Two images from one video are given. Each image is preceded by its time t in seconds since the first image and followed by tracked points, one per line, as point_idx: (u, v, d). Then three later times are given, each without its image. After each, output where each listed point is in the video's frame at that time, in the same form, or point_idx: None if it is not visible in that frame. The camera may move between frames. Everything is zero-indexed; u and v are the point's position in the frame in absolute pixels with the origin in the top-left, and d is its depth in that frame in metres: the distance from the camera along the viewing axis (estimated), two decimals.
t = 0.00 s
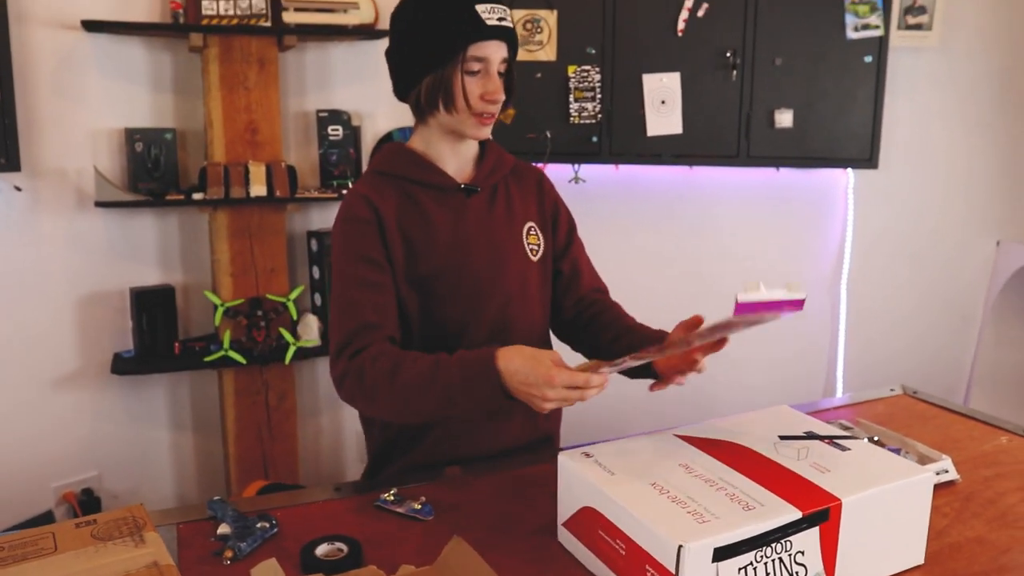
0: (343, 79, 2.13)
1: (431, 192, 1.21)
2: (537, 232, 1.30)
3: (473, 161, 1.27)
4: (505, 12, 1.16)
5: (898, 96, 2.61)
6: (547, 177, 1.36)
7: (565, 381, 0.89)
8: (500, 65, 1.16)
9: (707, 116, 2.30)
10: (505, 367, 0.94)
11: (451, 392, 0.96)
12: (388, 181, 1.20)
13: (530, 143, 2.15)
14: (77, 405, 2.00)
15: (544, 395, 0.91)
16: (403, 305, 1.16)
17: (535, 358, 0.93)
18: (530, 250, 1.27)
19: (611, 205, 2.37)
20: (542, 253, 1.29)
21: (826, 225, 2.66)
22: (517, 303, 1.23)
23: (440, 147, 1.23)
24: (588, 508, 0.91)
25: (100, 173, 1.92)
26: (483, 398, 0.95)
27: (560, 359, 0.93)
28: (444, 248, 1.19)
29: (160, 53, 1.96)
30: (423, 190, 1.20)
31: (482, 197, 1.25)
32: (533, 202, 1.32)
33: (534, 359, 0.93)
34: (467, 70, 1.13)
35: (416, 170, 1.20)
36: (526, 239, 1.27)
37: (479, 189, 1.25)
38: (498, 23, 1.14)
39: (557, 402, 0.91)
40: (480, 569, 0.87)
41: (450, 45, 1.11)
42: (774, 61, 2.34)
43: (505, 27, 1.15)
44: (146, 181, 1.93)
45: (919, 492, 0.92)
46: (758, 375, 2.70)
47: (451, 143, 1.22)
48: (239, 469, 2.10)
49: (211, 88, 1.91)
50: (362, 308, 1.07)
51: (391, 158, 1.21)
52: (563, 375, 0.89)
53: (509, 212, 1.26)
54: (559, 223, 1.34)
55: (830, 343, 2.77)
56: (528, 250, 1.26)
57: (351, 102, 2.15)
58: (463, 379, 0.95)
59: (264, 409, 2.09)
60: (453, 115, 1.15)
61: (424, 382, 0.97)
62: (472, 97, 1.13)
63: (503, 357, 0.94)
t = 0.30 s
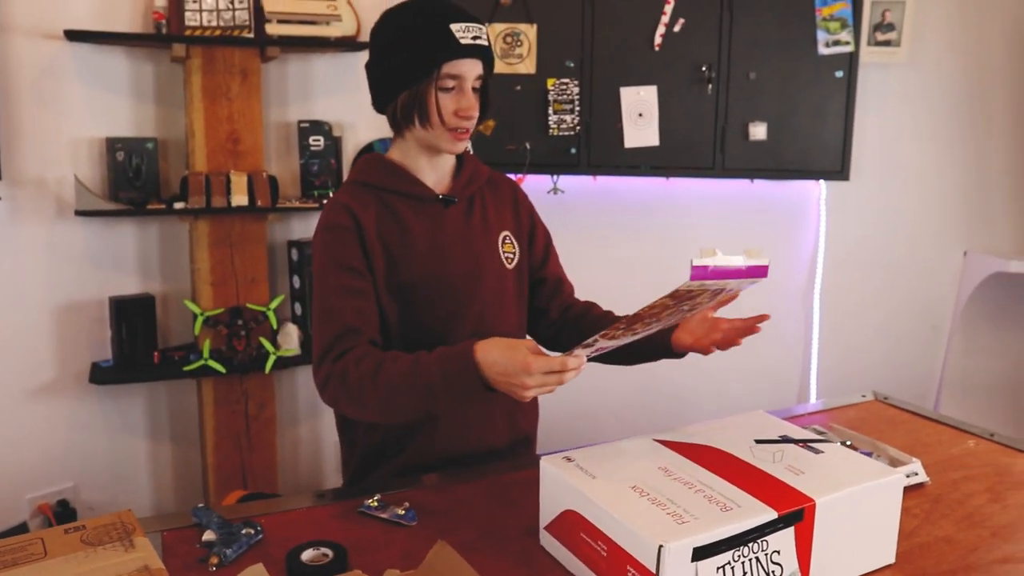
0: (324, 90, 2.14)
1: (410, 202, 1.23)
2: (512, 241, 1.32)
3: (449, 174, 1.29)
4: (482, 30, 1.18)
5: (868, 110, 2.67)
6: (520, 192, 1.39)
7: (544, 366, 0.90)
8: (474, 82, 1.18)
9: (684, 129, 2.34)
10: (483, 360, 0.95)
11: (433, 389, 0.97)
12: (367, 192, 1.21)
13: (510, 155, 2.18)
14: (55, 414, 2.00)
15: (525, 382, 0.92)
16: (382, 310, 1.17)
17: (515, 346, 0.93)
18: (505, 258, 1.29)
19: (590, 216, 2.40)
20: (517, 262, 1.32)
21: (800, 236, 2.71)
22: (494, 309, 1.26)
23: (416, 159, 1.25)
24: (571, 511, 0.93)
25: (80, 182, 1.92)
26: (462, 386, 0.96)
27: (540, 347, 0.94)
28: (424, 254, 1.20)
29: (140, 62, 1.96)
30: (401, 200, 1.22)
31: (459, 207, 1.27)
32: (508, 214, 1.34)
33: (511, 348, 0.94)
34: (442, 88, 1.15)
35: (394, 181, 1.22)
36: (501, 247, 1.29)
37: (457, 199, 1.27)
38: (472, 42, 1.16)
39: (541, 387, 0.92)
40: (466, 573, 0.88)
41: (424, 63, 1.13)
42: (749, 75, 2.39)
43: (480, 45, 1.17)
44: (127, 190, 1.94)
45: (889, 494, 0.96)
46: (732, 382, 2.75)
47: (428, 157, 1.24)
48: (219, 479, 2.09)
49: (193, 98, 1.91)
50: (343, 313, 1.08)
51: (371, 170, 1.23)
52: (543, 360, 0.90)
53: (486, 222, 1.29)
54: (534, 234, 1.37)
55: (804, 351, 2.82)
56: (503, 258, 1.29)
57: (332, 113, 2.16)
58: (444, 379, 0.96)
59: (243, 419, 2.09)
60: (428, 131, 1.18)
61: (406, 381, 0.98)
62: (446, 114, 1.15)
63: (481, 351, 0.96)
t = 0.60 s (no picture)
0: (309, 96, 2.15)
1: (390, 208, 1.24)
2: (494, 252, 1.32)
3: (434, 182, 1.30)
4: (468, 39, 1.19)
5: (847, 122, 2.71)
6: (508, 205, 1.39)
7: (508, 364, 0.90)
8: (461, 91, 1.19)
9: (667, 139, 2.36)
10: (449, 359, 0.95)
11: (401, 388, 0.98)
12: (348, 197, 1.23)
13: (495, 163, 2.20)
14: (35, 420, 1.98)
15: (492, 380, 0.93)
16: (358, 313, 1.18)
17: (480, 344, 0.94)
18: (485, 268, 1.30)
19: (572, 224, 2.44)
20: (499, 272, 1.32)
21: (781, 245, 2.74)
22: (472, 318, 1.26)
23: (401, 168, 1.26)
24: (553, 514, 0.94)
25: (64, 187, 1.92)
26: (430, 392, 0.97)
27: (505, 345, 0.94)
28: (402, 261, 1.21)
29: (125, 66, 1.96)
30: (381, 205, 1.23)
31: (440, 216, 1.28)
32: (492, 225, 1.35)
33: (476, 345, 0.94)
34: (428, 96, 1.17)
35: (376, 187, 1.23)
36: (482, 257, 1.30)
37: (438, 208, 1.28)
38: (458, 51, 1.17)
39: (507, 385, 0.92)
40: None
41: (410, 73, 1.15)
42: (731, 86, 2.41)
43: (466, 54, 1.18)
44: (111, 196, 1.93)
45: (867, 498, 0.97)
46: (713, 389, 2.77)
47: (414, 165, 1.26)
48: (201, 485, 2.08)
49: (178, 103, 1.91)
50: (318, 313, 1.10)
51: (354, 175, 1.25)
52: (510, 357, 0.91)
53: (466, 231, 1.29)
54: (517, 247, 1.37)
55: (784, 359, 2.85)
56: (483, 268, 1.29)
57: (317, 119, 2.17)
58: (411, 378, 0.97)
59: (226, 425, 2.09)
60: (414, 139, 1.19)
61: (375, 381, 1.00)
62: (431, 123, 1.17)
63: (447, 350, 0.96)
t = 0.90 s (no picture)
0: (300, 100, 2.15)
1: (380, 213, 1.24)
2: (488, 261, 1.32)
3: (430, 190, 1.30)
4: (458, 51, 1.18)
5: (836, 126, 2.72)
6: (508, 213, 1.38)
7: (464, 378, 0.90)
8: (451, 104, 1.18)
9: (658, 143, 2.37)
10: (409, 368, 0.96)
11: (365, 393, 0.99)
12: (339, 201, 1.23)
13: (487, 166, 2.21)
14: (25, 426, 1.97)
15: (448, 393, 0.93)
16: (343, 315, 1.20)
17: (440, 357, 0.94)
18: (476, 277, 1.29)
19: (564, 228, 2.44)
20: (491, 282, 1.31)
21: (772, 248, 2.75)
22: (459, 328, 1.25)
23: (395, 178, 1.26)
24: (547, 518, 0.94)
25: (54, 192, 1.91)
26: (394, 397, 0.97)
27: (465, 359, 0.94)
28: (389, 267, 1.21)
29: (114, 70, 1.95)
30: (371, 211, 1.24)
31: (430, 223, 1.27)
32: (489, 234, 1.34)
33: (436, 356, 0.94)
34: (416, 112, 1.17)
35: (367, 192, 1.24)
36: (474, 266, 1.29)
37: (431, 215, 1.28)
38: (445, 66, 1.16)
39: (460, 400, 0.92)
40: None
41: (397, 89, 1.15)
42: (721, 90, 2.42)
43: (456, 68, 1.17)
44: (101, 200, 1.92)
45: (859, 500, 0.97)
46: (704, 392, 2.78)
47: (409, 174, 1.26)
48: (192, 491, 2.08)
49: (168, 107, 1.91)
50: (299, 313, 1.11)
51: (348, 180, 1.25)
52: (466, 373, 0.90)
53: (458, 239, 1.29)
54: (514, 258, 1.36)
55: (776, 362, 2.85)
56: (474, 277, 1.29)
57: (308, 123, 2.16)
58: (372, 380, 0.98)
59: (217, 430, 2.08)
60: (405, 154, 1.19)
61: (343, 382, 1.00)
62: (419, 138, 1.17)
63: (409, 359, 0.96)
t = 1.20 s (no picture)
0: (300, 107, 2.15)
1: (382, 216, 1.24)
2: (492, 264, 1.29)
3: (435, 192, 1.29)
4: (452, 50, 1.17)
5: (836, 130, 2.73)
6: (517, 216, 1.36)
7: (442, 369, 0.90)
8: (447, 105, 1.17)
9: (657, 147, 2.37)
10: (390, 360, 0.95)
11: (349, 385, 0.99)
12: (341, 203, 1.24)
13: (487, 172, 2.21)
14: (25, 435, 1.97)
15: (427, 384, 0.92)
16: (342, 316, 1.20)
17: (422, 348, 0.94)
18: (478, 281, 1.27)
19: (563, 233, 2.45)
20: (495, 286, 1.29)
21: (773, 252, 2.75)
22: (457, 333, 1.24)
23: (398, 180, 1.26)
24: (550, 525, 0.94)
25: (53, 200, 1.91)
26: (377, 390, 0.97)
27: (445, 351, 0.94)
28: (388, 270, 1.21)
29: (114, 78, 1.95)
30: (373, 213, 1.24)
31: (433, 226, 1.26)
32: (494, 236, 1.32)
33: (416, 347, 0.94)
34: (411, 112, 1.16)
35: (369, 193, 1.24)
36: (476, 270, 1.28)
37: (434, 218, 1.27)
38: (438, 65, 1.15)
39: (438, 391, 0.92)
40: None
41: (393, 90, 1.15)
42: (721, 95, 2.42)
43: (450, 67, 1.16)
44: (100, 208, 1.92)
45: (864, 505, 0.97)
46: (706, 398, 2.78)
47: (410, 175, 1.25)
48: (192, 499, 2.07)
49: (167, 115, 1.91)
50: (297, 313, 1.13)
51: (351, 183, 1.26)
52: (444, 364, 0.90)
53: (461, 243, 1.27)
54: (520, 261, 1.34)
55: (778, 366, 2.85)
56: (477, 281, 1.27)
57: (308, 130, 2.16)
58: (355, 372, 0.98)
59: (218, 437, 2.07)
60: (403, 153, 1.19)
61: (326, 376, 1.01)
62: (413, 136, 1.16)
63: (390, 350, 0.96)
